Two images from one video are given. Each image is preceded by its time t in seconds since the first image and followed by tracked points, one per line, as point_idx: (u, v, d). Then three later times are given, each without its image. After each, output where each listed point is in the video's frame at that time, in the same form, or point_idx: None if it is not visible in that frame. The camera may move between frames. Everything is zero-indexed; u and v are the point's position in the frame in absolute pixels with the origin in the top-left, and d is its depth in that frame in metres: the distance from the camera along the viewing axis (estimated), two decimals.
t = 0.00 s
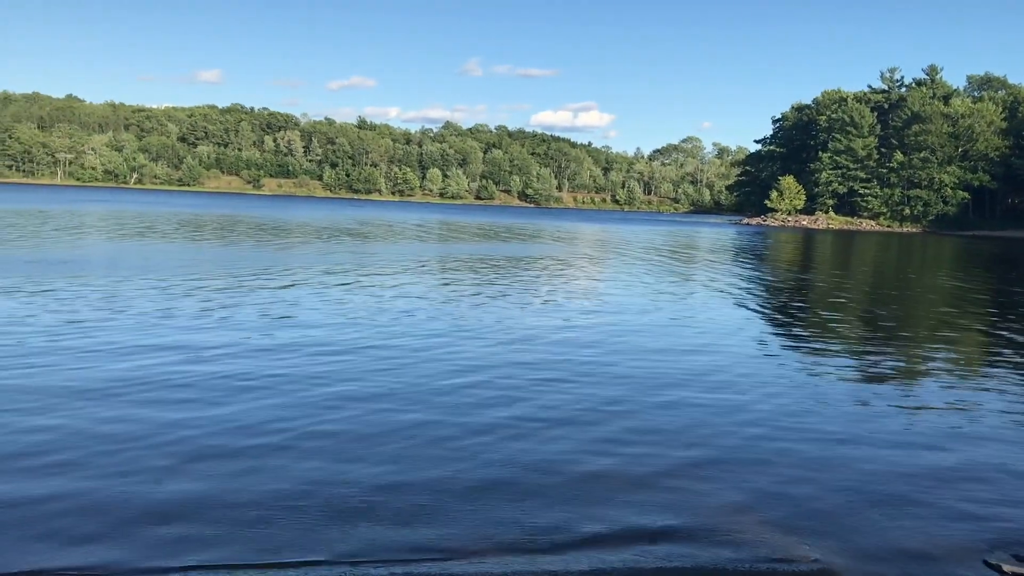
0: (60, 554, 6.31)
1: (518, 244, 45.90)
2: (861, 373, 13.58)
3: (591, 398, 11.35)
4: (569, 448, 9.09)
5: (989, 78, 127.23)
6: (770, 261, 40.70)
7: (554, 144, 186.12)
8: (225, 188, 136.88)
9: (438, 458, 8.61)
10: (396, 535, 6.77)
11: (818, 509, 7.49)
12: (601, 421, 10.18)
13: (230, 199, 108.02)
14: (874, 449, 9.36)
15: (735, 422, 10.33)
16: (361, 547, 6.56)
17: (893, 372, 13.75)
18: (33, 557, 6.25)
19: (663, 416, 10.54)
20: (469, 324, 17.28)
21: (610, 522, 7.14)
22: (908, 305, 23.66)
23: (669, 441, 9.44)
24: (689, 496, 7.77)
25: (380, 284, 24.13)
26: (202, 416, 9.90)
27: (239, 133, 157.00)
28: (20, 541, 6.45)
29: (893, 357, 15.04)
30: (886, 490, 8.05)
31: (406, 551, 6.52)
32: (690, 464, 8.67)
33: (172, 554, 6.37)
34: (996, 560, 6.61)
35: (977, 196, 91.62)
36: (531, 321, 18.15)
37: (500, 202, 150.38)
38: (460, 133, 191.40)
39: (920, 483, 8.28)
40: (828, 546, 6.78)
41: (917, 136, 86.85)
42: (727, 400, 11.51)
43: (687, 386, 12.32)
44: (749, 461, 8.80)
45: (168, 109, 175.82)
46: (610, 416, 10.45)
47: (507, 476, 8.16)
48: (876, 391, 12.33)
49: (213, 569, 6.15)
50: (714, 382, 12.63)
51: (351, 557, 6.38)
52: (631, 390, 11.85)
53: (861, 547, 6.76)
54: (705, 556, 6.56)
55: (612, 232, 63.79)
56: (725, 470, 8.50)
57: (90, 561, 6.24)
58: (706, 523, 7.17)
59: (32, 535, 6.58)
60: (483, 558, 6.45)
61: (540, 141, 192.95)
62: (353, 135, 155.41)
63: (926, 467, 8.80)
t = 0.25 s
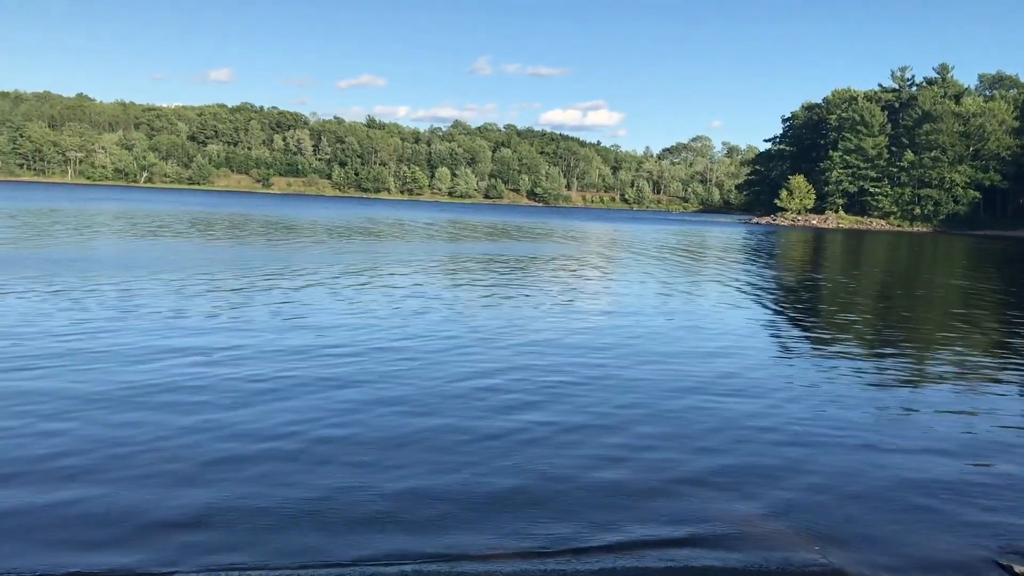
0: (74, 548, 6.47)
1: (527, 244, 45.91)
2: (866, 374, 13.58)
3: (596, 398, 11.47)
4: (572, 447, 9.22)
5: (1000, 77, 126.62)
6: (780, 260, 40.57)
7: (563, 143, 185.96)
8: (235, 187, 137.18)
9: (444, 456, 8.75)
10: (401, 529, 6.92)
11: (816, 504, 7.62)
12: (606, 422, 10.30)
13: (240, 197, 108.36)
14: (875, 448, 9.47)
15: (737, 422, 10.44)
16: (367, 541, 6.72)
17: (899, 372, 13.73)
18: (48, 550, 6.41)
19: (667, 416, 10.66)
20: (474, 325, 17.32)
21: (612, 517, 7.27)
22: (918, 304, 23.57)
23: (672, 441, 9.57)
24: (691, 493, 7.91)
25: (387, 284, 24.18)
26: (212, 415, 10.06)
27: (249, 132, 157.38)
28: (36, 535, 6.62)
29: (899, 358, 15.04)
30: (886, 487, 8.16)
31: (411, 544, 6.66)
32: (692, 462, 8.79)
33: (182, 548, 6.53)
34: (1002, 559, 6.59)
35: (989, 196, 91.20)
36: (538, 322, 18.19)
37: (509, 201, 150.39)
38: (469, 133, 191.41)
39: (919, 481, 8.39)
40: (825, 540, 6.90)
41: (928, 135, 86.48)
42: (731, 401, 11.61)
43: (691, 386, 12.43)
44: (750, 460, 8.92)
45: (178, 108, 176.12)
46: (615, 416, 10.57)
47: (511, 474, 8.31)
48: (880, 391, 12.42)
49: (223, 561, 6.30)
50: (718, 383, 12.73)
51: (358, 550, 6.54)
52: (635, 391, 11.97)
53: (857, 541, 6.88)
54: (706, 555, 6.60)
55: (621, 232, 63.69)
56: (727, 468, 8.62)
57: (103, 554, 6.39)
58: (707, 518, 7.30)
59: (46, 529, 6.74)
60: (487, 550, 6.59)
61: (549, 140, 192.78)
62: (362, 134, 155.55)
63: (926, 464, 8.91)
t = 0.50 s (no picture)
0: (72, 553, 6.18)
1: (536, 241, 45.91)
2: (878, 371, 13.49)
3: (613, 396, 11.17)
4: (590, 446, 8.92)
5: (1013, 75, 126.05)
6: (791, 259, 40.48)
7: (573, 141, 185.85)
8: (245, 185, 137.58)
9: (456, 456, 8.46)
10: (413, 535, 6.62)
11: (829, 499, 7.55)
12: (624, 419, 10.00)
13: (251, 196, 108.75)
14: (903, 449, 9.14)
15: (760, 421, 10.12)
16: (378, 547, 6.42)
17: (912, 370, 13.64)
18: (46, 556, 6.13)
19: (686, 414, 10.35)
20: (483, 322, 17.29)
21: (633, 522, 6.97)
22: (928, 303, 23.46)
23: (692, 440, 9.26)
24: (714, 496, 7.60)
25: (396, 282, 24.16)
26: (218, 412, 9.79)
27: (259, 130, 157.70)
28: (32, 539, 6.35)
29: (910, 355, 14.95)
30: (918, 491, 7.84)
31: (423, 552, 6.36)
32: (714, 463, 8.48)
33: (183, 553, 6.24)
34: (1019, 558, 6.52)
35: (1000, 194, 90.82)
36: (546, 318, 18.14)
37: (519, 200, 150.40)
38: (479, 131, 191.43)
39: (952, 485, 8.06)
40: (858, 548, 6.58)
41: (939, 133, 86.15)
42: (751, 399, 11.30)
43: (710, 384, 12.12)
44: (774, 460, 8.60)
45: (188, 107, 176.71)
46: (633, 414, 10.27)
47: (527, 475, 8.00)
48: (904, 391, 12.09)
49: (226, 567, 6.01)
50: (737, 381, 12.42)
51: (367, 558, 6.24)
52: (652, 388, 11.67)
53: (892, 551, 6.56)
54: (720, 550, 6.53)
55: (631, 230, 63.65)
56: (751, 470, 8.30)
57: (101, 560, 6.11)
58: (733, 524, 6.99)
59: (43, 533, 6.47)
60: (503, 558, 6.29)
61: (558, 138, 192.73)
62: (372, 132, 155.71)
63: (958, 467, 8.58)
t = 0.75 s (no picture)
0: (86, 554, 6.25)
1: (544, 241, 45.92)
2: (885, 373, 13.48)
3: (619, 398, 11.23)
4: (596, 448, 8.97)
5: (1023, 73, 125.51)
6: (799, 258, 40.41)
7: (580, 140, 185.72)
8: (253, 184, 137.85)
9: (463, 458, 8.52)
10: (423, 535, 6.72)
11: (837, 502, 7.57)
12: (630, 422, 10.06)
13: (260, 195, 109.01)
14: (912, 451, 9.16)
15: (765, 424, 10.17)
16: (388, 548, 6.47)
17: (919, 372, 13.63)
18: (59, 557, 6.19)
19: (691, 416, 10.41)
20: (491, 322, 17.33)
21: (638, 523, 7.04)
22: (937, 303, 23.40)
23: (696, 442, 9.31)
24: (719, 498, 7.66)
25: (403, 282, 24.21)
26: (228, 414, 9.86)
27: (267, 130, 157.95)
28: (43, 542, 6.42)
29: (918, 357, 14.94)
30: (925, 493, 7.85)
31: (433, 550, 6.45)
32: (719, 465, 8.54)
33: (193, 552, 6.34)
34: None
35: (1010, 193, 90.50)
36: (554, 318, 18.18)
37: (526, 199, 150.37)
38: (486, 130, 191.49)
39: (955, 486, 8.12)
40: (861, 548, 6.65)
41: (948, 131, 85.87)
42: (757, 401, 11.35)
43: (715, 386, 12.18)
44: (779, 463, 8.67)
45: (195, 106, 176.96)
46: (639, 416, 10.34)
47: (535, 475, 8.09)
48: (910, 393, 12.09)
49: (235, 567, 6.11)
50: (741, 382, 12.48)
51: (376, 557, 6.34)
52: (657, 390, 11.74)
53: (894, 552, 6.63)
54: (729, 550, 6.56)
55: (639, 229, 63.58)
56: (755, 472, 8.37)
57: (113, 560, 6.19)
58: (738, 525, 7.05)
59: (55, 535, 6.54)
60: (509, 557, 6.37)
61: (566, 137, 192.66)
62: (379, 131, 155.83)
63: (965, 469, 8.59)
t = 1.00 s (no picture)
0: (97, 550, 6.30)
1: (551, 240, 45.93)
2: (893, 370, 13.48)
3: (630, 397, 11.15)
4: (604, 445, 8.99)
5: None
6: (807, 256, 40.34)
7: (587, 139, 185.58)
8: (261, 184, 138.13)
9: (472, 455, 8.55)
10: (435, 536, 6.66)
11: (844, 498, 7.59)
12: (642, 422, 9.99)
13: (268, 196, 109.32)
14: (920, 448, 9.15)
15: (773, 421, 10.19)
16: (398, 544, 6.51)
17: (927, 368, 13.62)
18: (71, 553, 6.25)
19: (704, 416, 10.33)
20: (499, 321, 17.37)
21: (651, 523, 6.97)
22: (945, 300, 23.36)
23: (709, 442, 9.23)
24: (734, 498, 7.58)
25: (411, 281, 24.26)
26: (238, 414, 9.82)
27: (274, 129, 158.24)
28: (49, 542, 6.38)
29: (926, 353, 14.94)
30: (932, 490, 7.86)
31: (444, 552, 6.40)
32: (727, 461, 8.56)
33: (203, 553, 6.30)
34: None
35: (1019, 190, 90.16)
36: (561, 318, 18.21)
37: (534, 198, 150.36)
38: (493, 129, 191.47)
39: (973, 485, 8.02)
40: (879, 549, 6.56)
41: (956, 129, 85.60)
42: (770, 401, 11.26)
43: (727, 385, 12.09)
44: (794, 462, 8.58)
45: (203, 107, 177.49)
46: (651, 415, 10.27)
47: (547, 475, 8.02)
48: (919, 389, 12.08)
49: (246, 563, 6.15)
50: (753, 381, 12.39)
51: (386, 558, 6.28)
52: (669, 389, 11.67)
53: (912, 552, 6.54)
54: (737, 547, 6.58)
55: (646, 228, 63.52)
56: (770, 472, 8.28)
57: (125, 556, 6.24)
58: (752, 526, 6.97)
59: (63, 535, 6.51)
60: (521, 560, 6.30)
61: (573, 136, 192.58)
62: (386, 131, 155.98)
63: (974, 465, 8.60)
